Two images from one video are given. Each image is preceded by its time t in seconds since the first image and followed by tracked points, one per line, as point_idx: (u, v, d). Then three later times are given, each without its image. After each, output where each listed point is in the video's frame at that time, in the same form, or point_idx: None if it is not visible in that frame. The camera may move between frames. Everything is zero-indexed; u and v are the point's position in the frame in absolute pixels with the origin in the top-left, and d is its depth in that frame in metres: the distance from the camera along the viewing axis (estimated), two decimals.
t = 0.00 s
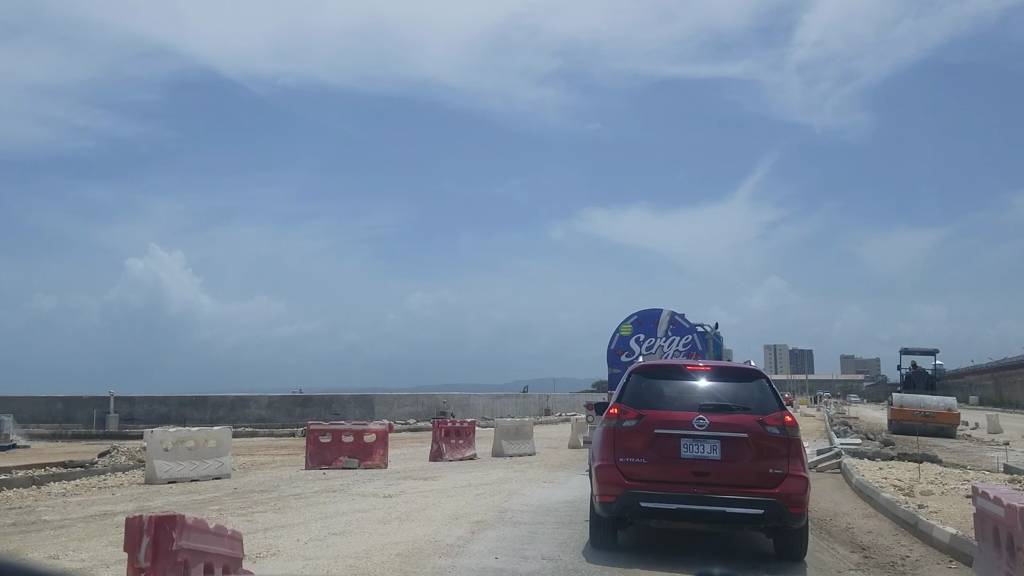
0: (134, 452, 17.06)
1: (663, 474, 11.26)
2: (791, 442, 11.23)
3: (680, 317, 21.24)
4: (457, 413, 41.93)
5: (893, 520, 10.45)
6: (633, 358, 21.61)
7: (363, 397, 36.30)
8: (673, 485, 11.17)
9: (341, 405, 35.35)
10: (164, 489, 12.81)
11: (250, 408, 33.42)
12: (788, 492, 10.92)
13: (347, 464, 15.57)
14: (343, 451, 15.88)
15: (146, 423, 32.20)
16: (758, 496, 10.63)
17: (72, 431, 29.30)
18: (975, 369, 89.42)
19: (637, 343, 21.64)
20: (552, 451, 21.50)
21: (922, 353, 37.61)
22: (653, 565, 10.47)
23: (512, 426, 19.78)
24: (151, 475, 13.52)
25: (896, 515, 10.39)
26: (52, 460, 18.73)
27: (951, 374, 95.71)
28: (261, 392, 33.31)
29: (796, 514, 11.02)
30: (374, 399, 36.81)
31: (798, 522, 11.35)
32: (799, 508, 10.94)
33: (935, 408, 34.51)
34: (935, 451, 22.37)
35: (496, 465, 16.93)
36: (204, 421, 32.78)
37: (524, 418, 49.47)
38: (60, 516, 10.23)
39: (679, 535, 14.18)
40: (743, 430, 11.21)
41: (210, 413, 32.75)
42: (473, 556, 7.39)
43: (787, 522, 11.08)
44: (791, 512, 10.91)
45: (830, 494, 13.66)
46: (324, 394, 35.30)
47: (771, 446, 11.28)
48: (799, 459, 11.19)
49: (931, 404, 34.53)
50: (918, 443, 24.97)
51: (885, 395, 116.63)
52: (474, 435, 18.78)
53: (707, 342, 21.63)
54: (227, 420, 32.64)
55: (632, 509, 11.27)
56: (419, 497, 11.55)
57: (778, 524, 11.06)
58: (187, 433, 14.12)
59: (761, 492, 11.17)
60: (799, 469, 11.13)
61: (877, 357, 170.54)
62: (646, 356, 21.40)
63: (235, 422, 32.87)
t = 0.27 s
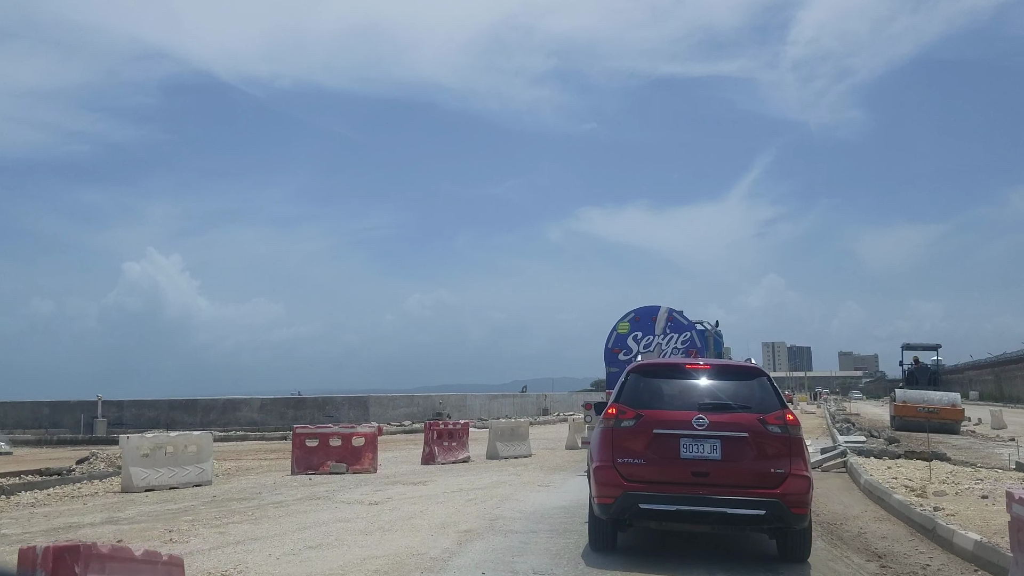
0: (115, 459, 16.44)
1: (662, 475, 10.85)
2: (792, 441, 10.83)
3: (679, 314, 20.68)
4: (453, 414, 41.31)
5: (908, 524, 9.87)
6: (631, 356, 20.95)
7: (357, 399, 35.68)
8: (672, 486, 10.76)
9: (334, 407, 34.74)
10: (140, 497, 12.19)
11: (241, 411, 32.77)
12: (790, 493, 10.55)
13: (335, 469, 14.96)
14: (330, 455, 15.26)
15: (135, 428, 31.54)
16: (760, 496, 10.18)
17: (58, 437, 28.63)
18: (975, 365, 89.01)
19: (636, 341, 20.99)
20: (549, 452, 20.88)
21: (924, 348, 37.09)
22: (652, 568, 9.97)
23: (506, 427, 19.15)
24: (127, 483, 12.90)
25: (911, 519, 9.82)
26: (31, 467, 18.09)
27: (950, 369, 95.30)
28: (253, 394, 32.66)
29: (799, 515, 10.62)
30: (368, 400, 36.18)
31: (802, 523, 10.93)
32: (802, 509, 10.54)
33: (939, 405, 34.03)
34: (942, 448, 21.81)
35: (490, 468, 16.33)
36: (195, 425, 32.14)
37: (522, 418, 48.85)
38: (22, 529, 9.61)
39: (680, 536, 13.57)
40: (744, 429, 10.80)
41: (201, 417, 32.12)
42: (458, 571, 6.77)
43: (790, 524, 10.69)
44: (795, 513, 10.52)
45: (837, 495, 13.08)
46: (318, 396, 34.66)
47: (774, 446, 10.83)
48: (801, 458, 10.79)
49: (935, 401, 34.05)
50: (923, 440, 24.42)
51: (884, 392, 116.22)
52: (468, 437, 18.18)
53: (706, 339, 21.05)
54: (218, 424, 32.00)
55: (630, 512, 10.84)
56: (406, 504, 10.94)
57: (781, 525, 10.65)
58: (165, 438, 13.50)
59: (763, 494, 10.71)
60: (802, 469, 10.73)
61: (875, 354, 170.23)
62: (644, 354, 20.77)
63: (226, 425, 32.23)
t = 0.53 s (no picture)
0: (94, 464, 15.83)
1: (663, 478, 10.48)
2: (797, 442, 10.46)
3: (680, 314, 20.14)
4: (448, 417, 40.69)
5: (923, 533, 9.32)
6: (631, 357, 20.35)
7: (349, 401, 35.10)
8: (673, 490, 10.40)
9: (327, 410, 34.16)
10: (113, 505, 11.59)
11: (231, 414, 32.13)
12: (794, 496, 10.18)
13: (321, 474, 14.36)
14: (317, 460, 14.64)
15: (122, 431, 30.90)
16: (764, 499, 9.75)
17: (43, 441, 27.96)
18: (975, 366, 88.61)
19: (636, 342, 20.39)
20: (544, 456, 20.30)
21: (926, 349, 36.59)
22: None
23: (501, 430, 18.56)
24: (102, 489, 12.29)
25: (927, 528, 9.26)
26: (7, 472, 17.46)
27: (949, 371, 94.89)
28: (243, 397, 32.02)
29: (803, 519, 10.25)
30: (361, 403, 35.58)
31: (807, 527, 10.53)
32: (807, 513, 10.18)
33: (942, 407, 33.55)
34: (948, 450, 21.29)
35: (483, 473, 15.75)
36: (184, 428, 31.53)
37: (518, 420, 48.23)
38: None
39: (682, 541, 13.01)
40: (747, 430, 10.43)
41: (190, 420, 31.56)
42: None
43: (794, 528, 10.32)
44: (799, 518, 10.15)
45: (845, 501, 12.52)
46: (310, 399, 34.06)
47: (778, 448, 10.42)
48: (806, 460, 10.42)
49: (937, 402, 33.55)
50: (928, 443, 23.89)
51: (883, 393, 115.80)
52: (461, 440, 17.61)
53: (707, 340, 20.52)
54: (207, 427, 31.39)
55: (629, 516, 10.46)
56: (392, 513, 10.35)
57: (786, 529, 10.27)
58: (142, 443, 12.90)
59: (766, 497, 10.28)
60: (806, 472, 10.36)
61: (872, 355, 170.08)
62: (645, 355, 20.19)
63: (215, 429, 31.60)
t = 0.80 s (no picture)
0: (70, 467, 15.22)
1: (664, 480, 10.03)
2: (804, 444, 10.01)
3: (679, 312, 19.60)
4: (443, 418, 40.10)
5: (941, 541, 8.77)
6: (630, 356, 19.75)
7: (341, 402, 34.60)
8: (674, 492, 9.96)
9: (319, 411, 33.59)
10: (84, 511, 11.00)
11: (221, 415, 31.52)
12: (800, 499, 9.75)
13: (307, 477, 13.78)
14: (302, 462, 14.05)
15: (109, 432, 30.30)
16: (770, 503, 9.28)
17: (27, 442, 27.34)
18: (973, 366, 88.23)
19: (635, 340, 19.80)
20: (540, 457, 19.72)
21: (927, 348, 36.09)
22: None
23: (495, 431, 17.98)
24: (74, 494, 11.70)
25: (945, 536, 8.71)
26: None
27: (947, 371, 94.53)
28: (233, 397, 31.40)
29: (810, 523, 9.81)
30: (354, 403, 35.00)
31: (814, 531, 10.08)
32: (814, 517, 9.73)
33: (943, 406, 33.09)
34: (954, 451, 20.76)
35: (476, 476, 15.17)
36: (173, 429, 30.93)
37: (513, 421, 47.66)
38: None
39: (683, 544, 12.47)
40: (752, 431, 9.98)
41: (179, 421, 30.99)
42: None
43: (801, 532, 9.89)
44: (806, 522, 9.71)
45: (853, 505, 11.96)
46: (301, 399, 33.46)
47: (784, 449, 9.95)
48: (813, 462, 9.97)
49: (938, 402, 33.09)
50: (932, 444, 23.36)
51: (881, 393, 115.43)
52: (453, 442, 17.05)
53: (707, 339, 20.01)
54: (196, 429, 30.83)
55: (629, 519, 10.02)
56: (377, 520, 9.77)
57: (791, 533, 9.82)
58: (117, 445, 12.33)
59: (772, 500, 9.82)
60: (813, 474, 9.92)
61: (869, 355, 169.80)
62: (645, 354, 19.59)
63: (205, 430, 30.99)
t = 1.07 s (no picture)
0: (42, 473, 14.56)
1: (665, 482, 9.47)
2: (810, 444, 9.45)
3: (677, 309, 19.01)
4: (437, 418, 39.46)
5: (963, 548, 8.17)
6: (628, 355, 19.15)
7: (332, 402, 34.18)
8: (675, 495, 9.41)
9: (310, 412, 32.98)
10: (48, 520, 10.36)
11: (209, 417, 30.83)
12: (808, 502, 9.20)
13: (290, 481, 13.14)
14: (285, 467, 13.43)
15: (95, 435, 29.63)
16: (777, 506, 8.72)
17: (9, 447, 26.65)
18: (971, 362, 87.85)
19: (632, 338, 19.20)
20: (534, 459, 19.10)
21: (928, 344, 35.53)
22: None
23: (487, 432, 17.35)
24: (41, 502, 11.05)
25: (967, 543, 8.11)
26: None
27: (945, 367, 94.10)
28: (222, 399, 30.73)
29: (818, 526, 9.26)
30: (347, 404, 34.38)
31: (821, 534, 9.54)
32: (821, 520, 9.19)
33: (945, 402, 32.57)
34: (960, 449, 20.18)
35: (467, 479, 14.55)
36: (161, 431, 30.30)
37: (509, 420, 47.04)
38: None
39: (686, 548, 11.83)
40: (756, 431, 9.43)
41: (167, 423, 30.36)
42: None
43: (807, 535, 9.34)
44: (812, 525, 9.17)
45: (863, 509, 11.35)
46: (292, 400, 32.83)
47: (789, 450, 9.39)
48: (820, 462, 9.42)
49: (940, 398, 32.57)
50: (937, 441, 22.78)
51: (878, 390, 115.05)
52: (443, 443, 16.42)
53: (706, 336, 19.47)
54: (184, 431, 30.28)
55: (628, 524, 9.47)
56: (358, 529, 9.14)
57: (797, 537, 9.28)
58: (88, 450, 11.72)
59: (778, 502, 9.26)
60: (820, 476, 9.36)
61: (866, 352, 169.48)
62: (642, 353, 19.01)
63: (193, 432, 30.34)
